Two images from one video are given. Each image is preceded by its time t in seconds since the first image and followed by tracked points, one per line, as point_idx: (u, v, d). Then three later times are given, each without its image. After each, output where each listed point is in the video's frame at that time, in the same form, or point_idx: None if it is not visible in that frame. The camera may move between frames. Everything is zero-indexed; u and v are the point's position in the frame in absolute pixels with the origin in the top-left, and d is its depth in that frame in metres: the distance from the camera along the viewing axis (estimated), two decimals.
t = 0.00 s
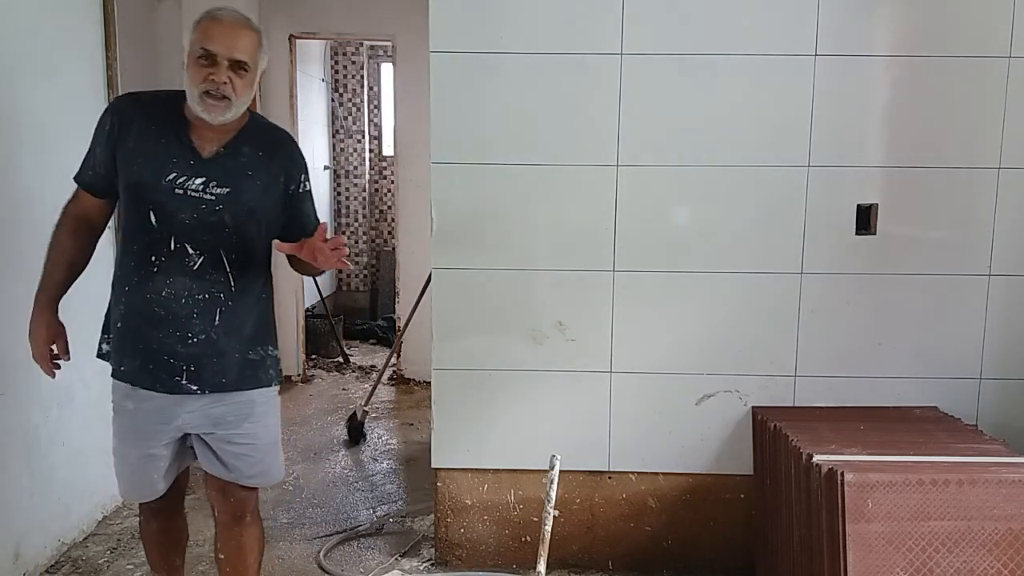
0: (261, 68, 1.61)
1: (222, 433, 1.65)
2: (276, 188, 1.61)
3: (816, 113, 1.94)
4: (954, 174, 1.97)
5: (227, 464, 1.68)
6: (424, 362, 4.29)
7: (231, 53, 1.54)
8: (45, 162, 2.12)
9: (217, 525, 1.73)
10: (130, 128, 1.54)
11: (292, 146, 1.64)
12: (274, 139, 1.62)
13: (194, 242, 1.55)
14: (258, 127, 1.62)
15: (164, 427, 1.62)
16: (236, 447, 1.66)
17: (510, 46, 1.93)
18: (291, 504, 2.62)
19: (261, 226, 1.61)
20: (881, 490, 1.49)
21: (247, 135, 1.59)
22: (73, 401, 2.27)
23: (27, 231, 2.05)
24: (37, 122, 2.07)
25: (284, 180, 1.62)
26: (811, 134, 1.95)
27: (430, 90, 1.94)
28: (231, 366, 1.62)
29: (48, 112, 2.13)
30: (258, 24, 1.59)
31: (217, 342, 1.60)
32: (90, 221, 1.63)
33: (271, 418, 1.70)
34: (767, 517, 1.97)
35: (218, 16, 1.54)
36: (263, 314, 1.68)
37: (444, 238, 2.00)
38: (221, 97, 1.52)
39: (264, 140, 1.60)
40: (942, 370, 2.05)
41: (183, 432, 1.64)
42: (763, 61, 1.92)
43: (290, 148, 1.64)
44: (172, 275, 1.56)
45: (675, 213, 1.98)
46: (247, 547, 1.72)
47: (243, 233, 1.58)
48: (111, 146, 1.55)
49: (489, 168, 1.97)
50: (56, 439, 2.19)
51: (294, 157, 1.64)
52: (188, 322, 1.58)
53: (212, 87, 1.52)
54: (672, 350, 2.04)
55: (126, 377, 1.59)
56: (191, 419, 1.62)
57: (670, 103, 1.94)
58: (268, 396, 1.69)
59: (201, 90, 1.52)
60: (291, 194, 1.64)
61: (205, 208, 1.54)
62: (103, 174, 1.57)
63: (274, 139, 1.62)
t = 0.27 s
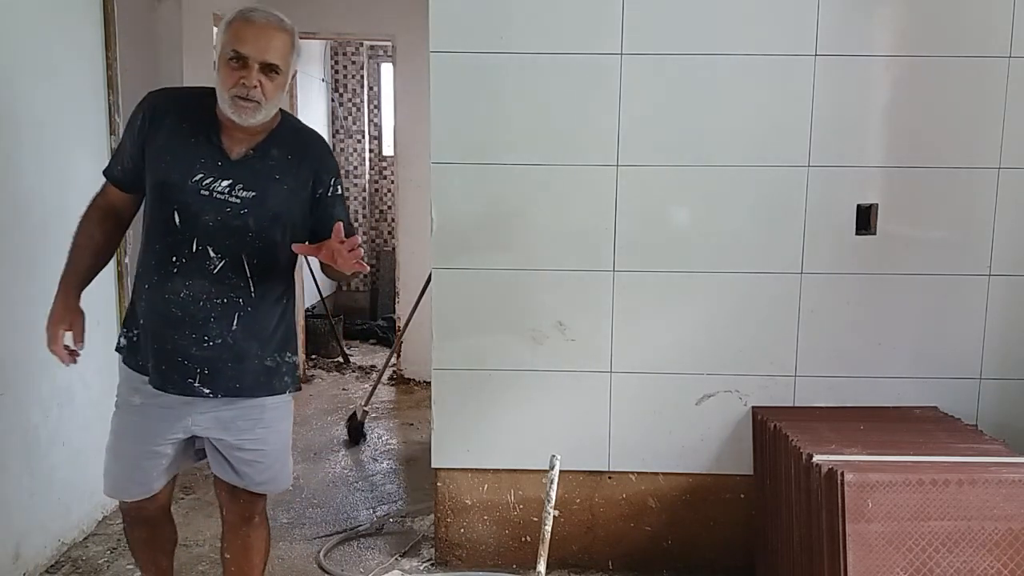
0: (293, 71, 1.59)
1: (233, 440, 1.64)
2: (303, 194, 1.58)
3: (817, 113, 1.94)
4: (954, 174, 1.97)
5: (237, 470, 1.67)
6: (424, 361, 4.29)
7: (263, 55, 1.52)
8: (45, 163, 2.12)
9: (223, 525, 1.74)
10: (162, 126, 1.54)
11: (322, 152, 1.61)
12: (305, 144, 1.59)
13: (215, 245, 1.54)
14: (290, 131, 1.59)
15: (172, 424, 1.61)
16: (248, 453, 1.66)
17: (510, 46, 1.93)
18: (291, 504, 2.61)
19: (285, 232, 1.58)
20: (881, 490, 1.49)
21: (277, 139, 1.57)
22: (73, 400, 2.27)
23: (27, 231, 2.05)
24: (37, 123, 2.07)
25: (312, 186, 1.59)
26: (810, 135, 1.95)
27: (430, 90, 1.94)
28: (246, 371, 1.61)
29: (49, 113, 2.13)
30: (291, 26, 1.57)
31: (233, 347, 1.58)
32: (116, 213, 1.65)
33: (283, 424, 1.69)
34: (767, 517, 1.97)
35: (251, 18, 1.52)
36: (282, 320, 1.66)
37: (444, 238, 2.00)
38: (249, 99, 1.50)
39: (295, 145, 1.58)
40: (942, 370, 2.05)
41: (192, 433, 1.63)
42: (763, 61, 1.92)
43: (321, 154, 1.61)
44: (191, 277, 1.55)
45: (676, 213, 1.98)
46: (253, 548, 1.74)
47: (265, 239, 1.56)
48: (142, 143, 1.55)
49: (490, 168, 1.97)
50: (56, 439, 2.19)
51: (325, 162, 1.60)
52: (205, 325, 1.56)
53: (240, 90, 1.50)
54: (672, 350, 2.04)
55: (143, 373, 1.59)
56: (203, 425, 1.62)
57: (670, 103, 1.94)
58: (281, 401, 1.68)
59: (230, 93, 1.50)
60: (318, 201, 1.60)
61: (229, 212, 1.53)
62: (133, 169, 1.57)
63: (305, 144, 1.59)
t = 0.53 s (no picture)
0: (309, 65, 1.58)
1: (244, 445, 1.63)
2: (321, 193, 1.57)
3: (817, 113, 1.94)
4: (954, 174, 1.97)
5: (247, 475, 1.67)
6: (424, 362, 4.29)
7: (278, 47, 1.50)
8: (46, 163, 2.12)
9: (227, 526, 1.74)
10: (178, 124, 1.52)
11: (339, 151, 1.59)
12: (322, 143, 1.58)
13: (233, 244, 1.52)
14: (307, 129, 1.58)
15: (183, 427, 1.58)
16: (257, 459, 1.65)
17: (510, 46, 1.93)
18: (291, 504, 2.61)
19: (304, 231, 1.56)
20: (881, 490, 1.49)
21: (295, 138, 1.55)
22: (73, 400, 2.27)
23: (27, 231, 2.05)
24: (37, 123, 2.07)
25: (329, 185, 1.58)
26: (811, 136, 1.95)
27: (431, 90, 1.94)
28: (263, 371, 1.59)
29: (49, 113, 2.13)
30: (306, 19, 1.56)
31: (250, 346, 1.57)
32: (132, 216, 1.61)
33: (293, 429, 1.68)
34: (767, 518, 1.97)
35: (265, 10, 1.51)
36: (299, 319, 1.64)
37: (444, 238, 2.00)
38: (266, 91, 1.48)
39: (313, 143, 1.56)
40: (942, 371, 2.05)
41: (202, 436, 1.60)
42: (763, 61, 1.92)
43: (338, 152, 1.60)
44: (209, 276, 1.52)
45: (675, 213, 1.98)
46: (257, 550, 1.75)
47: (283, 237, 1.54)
48: (158, 142, 1.53)
49: (490, 168, 1.97)
50: (56, 439, 2.19)
51: (341, 161, 1.59)
52: (222, 324, 1.54)
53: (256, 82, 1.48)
54: (672, 350, 2.04)
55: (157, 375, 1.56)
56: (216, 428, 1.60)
57: (670, 103, 1.94)
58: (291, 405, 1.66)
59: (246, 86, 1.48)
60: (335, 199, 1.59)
61: (247, 209, 1.51)
62: (147, 170, 1.55)
63: (322, 142, 1.58)
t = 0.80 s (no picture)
0: (315, 62, 1.58)
1: (254, 447, 1.63)
2: (329, 190, 1.58)
3: (817, 113, 1.94)
4: (954, 174, 1.97)
5: (257, 479, 1.66)
6: (424, 362, 4.29)
7: (284, 44, 1.51)
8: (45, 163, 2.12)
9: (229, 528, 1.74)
10: (184, 124, 1.51)
11: (345, 149, 1.61)
12: (329, 141, 1.59)
13: (245, 242, 1.51)
14: (313, 128, 1.59)
15: (192, 431, 1.57)
16: (268, 462, 1.65)
17: (510, 46, 1.93)
18: (291, 504, 2.61)
19: (313, 228, 1.57)
20: (881, 490, 1.49)
21: (303, 136, 1.56)
22: (73, 400, 2.27)
23: (27, 231, 2.05)
24: (38, 123, 2.08)
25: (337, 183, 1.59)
26: (811, 136, 1.95)
27: (431, 90, 1.94)
28: (275, 370, 1.59)
29: (49, 113, 2.13)
30: (311, 16, 1.56)
31: (262, 344, 1.56)
32: (133, 221, 1.59)
33: (301, 431, 1.69)
34: (767, 518, 1.97)
35: (270, 7, 1.52)
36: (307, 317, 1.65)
37: (445, 238, 2.00)
38: (273, 88, 1.48)
39: (319, 141, 1.57)
40: (942, 370, 2.05)
41: (212, 440, 1.60)
42: (763, 61, 1.92)
43: (343, 150, 1.61)
44: (220, 275, 1.52)
45: (676, 213, 1.98)
46: (260, 552, 1.75)
47: (294, 235, 1.54)
48: (163, 142, 1.52)
49: (490, 168, 1.97)
50: (56, 439, 2.19)
51: (347, 159, 1.61)
52: (234, 323, 1.54)
53: (262, 79, 1.48)
54: (672, 351, 2.04)
55: (168, 376, 1.55)
56: (226, 430, 1.60)
57: (671, 103, 1.94)
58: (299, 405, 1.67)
59: (252, 83, 1.49)
60: (344, 197, 1.61)
61: (258, 207, 1.51)
62: (152, 171, 1.53)
63: (329, 140, 1.59)
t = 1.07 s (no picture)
0: (319, 62, 1.58)
1: (254, 449, 1.63)
2: (334, 192, 1.59)
3: (817, 113, 1.94)
4: (954, 174, 1.97)
5: (258, 480, 1.67)
6: (424, 362, 4.29)
7: (290, 43, 1.51)
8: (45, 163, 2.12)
9: (229, 528, 1.74)
10: (189, 125, 1.51)
11: (349, 151, 1.62)
12: (334, 144, 1.60)
13: (251, 244, 1.51)
14: (317, 129, 1.59)
15: (193, 433, 1.57)
16: (268, 463, 1.66)
17: (510, 46, 1.93)
18: (291, 504, 2.61)
19: (319, 230, 1.58)
20: (881, 490, 1.49)
21: (309, 138, 1.56)
22: (73, 400, 2.27)
23: (27, 230, 2.05)
24: (38, 123, 2.08)
25: (341, 186, 1.61)
26: (811, 136, 1.95)
27: (431, 89, 1.94)
28: (280, 372, 1.59)
29: (49, 112, 2.13)
30: (317, 16, 1.56)
31: (268, 346, 1.57)
32: (137, 220, 1.59)
33: (301, 432, 1.70)
34: (767, 518, 1.97)
35: (275, 7, 1.52)
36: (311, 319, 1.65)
37: (445, 238, 2.00)
38: (280, 87, 1.48)
39: (324, 143, 1.58)
40: (942, 370, 2.05)
41: (212, 441, 1.60)
42: (763, 61, 1.92)
43: (347, 152, 1.62)
44: (227, 277, 1.51)
45: (676, 213, 1.98)
46: (260, 553, 1.75)
47: (300, 237, 1.55)
48: (168, 142, 1.51)
49: (490, 169, 1.97)
50: (56, 439, 2.19)
51: (351, 161, 1.62)
52: (240, 325, 1.54)
53: (269, 78, 1.48)
54: (672, 351, 2.04)
55: (172, 378, 1.54)
56: (227, 431, 1.60)
57: (671, 103, 1.94)
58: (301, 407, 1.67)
59: (259, 82, 1.48)
60: (346, 200, 1.63)
61: (265, 209, 1.51)
62: (156, 171, 1.53)
63: (334, 142, 1.60)
